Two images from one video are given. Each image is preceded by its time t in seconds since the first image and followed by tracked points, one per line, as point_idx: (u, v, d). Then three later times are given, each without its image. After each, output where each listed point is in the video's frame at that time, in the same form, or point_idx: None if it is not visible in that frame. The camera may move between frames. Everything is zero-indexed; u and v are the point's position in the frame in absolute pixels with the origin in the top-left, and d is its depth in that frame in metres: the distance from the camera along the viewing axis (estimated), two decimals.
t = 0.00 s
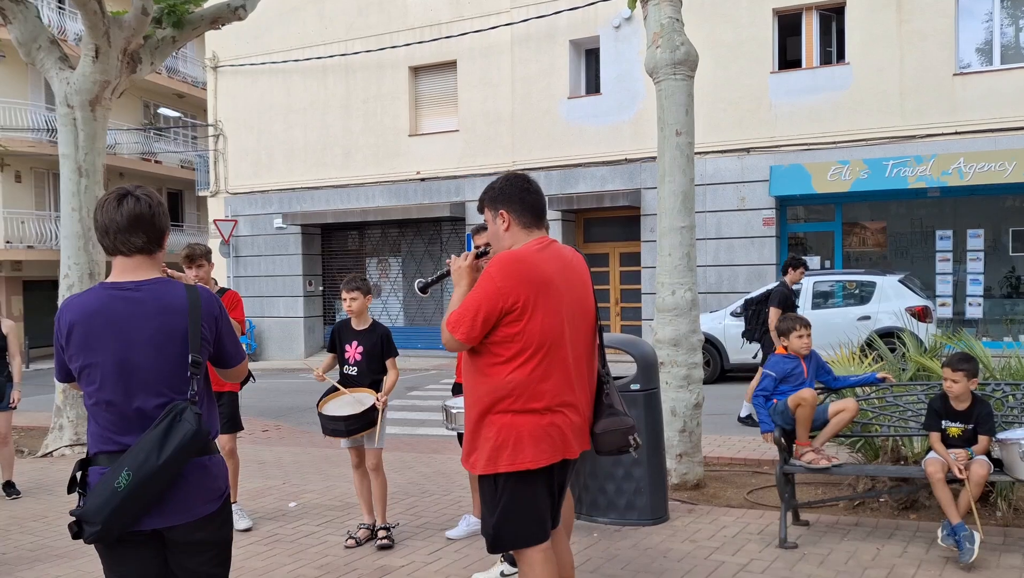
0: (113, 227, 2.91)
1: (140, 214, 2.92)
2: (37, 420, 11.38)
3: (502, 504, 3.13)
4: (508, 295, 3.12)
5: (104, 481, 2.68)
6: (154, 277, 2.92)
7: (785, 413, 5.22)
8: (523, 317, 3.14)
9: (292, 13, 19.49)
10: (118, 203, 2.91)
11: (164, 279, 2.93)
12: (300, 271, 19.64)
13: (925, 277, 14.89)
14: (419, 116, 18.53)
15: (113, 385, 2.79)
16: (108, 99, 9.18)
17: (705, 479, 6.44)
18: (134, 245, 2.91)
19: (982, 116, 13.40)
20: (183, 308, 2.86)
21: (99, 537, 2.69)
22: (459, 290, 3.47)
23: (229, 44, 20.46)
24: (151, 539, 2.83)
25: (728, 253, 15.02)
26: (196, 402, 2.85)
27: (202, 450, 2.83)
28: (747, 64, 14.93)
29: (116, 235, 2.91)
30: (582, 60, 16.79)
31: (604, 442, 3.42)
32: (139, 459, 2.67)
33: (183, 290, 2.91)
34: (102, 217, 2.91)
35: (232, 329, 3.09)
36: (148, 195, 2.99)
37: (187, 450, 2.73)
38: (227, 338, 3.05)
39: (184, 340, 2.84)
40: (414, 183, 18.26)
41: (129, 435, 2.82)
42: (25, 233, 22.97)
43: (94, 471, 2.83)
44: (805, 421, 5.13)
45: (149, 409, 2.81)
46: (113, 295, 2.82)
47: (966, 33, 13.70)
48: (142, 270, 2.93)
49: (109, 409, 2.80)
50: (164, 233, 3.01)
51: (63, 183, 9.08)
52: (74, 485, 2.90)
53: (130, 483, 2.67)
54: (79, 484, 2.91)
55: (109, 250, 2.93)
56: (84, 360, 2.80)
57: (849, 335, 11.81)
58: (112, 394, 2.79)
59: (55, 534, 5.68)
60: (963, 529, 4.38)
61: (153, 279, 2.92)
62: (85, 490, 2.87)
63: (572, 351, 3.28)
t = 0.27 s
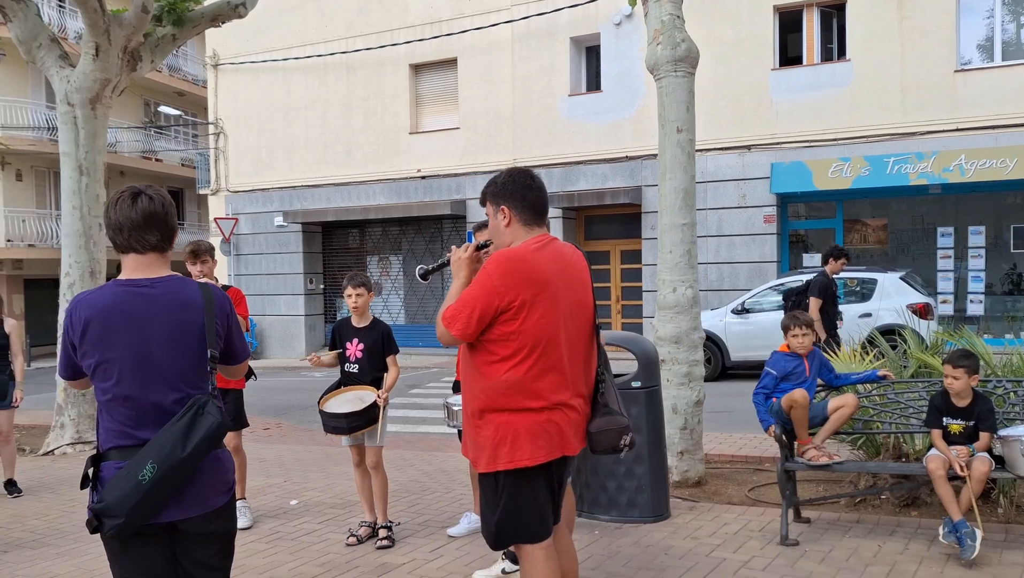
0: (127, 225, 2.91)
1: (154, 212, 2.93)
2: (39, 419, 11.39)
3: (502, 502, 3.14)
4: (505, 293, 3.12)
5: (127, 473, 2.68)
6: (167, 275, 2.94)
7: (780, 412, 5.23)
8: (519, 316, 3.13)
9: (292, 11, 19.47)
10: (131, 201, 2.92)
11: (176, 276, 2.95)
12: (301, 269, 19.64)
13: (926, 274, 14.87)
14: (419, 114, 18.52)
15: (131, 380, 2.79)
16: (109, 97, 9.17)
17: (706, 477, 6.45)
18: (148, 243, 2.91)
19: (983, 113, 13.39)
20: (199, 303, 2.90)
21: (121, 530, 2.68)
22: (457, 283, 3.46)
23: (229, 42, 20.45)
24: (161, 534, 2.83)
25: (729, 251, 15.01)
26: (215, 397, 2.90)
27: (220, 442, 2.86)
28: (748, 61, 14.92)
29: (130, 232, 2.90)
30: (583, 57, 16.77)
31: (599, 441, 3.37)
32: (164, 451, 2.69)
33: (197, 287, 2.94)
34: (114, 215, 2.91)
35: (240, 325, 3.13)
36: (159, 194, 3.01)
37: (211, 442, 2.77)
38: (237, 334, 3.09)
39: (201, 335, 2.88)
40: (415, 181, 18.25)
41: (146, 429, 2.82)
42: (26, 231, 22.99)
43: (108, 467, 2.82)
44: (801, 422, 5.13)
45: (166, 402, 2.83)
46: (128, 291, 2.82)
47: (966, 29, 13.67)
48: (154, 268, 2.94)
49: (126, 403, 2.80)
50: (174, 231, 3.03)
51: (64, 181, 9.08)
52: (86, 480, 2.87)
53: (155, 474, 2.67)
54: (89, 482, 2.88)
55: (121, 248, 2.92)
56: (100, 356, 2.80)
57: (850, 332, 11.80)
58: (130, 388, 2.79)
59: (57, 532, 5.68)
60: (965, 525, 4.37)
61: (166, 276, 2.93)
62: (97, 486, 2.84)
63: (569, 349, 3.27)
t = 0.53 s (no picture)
0: (143, 226, 2.93)
1: (169, 213, 2.97)
2: (40, 418, 11.40)
3: (503, 498, 3.14)
4: (517, 292, 3.12)
5: (152, 466, 2.72)
6: (182, 275, 2.98)
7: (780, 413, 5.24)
8: (531, 315, 3.13)
9: (292, 9, 19.45)
10: (147, 203, 2.96)
11: (191, 277, 3.00)
12: (302, 268, 19.64)
13: (927, 272, 14.87)
14: (420, 112, 18.51)
15: (152, 377, 2.83)
16: (109, 97, 9.18)
17: (707, 475, 6.45)
18: (165, 244, 2.95)
19: (984, 110, 13.38)
20: (215, 303, 2.97)
21: (145, 523, 2.71)
22: (463, 282, 3.45)
23: (229, 41, 20.44)
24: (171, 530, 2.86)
25: (730, 249, 15.01)
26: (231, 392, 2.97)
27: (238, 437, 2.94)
28: (748, 59, 14.91)
29: (147, 233, 2.93)
30: (583, 55, 16.76)
31: (604, 439, 3.39)
32: (188, 444, 2.75)
33: (211, 287, 3.00)
34: (129, 216, 2.93)
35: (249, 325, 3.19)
36: (171, 197, 3.05)
37: (233, 436, 2.84)
38: (248, 334, 3.16)
39: (218, 333, 2.96)
40: (416, 179, 18.24)
41: (165, 424, 2.87)
42: (27, 230, 23.00)
43: (126, 462, 2.84)
44: (801, 422, 5.15)
45: (186, 398, 2.89)
46: (147, 291, 2.86)
47: (967, 26, 13.65)
48: (169, 268, 2.97)
49: (147, 400, 2.84)
50: (186, 232, 3.06)
51: (65, 180, 9.09)
52: (102, 477, 2.88)
53: (181, 467, 2.73)
54: (105, 478, 2.89)
55: (135, 248, 2.94)
56: (120, 354, 2.82)
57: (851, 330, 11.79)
58: (152, 385, 2.84)
59: (59, 531, 5.69)
60: (966, 523, 4.37)
61: (181, 277, 2.98)
62: (115, 481, 2.86)
63: (575, 348, 3.28)
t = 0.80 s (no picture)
0: (155, 227, 2.96)
1: (181, 214, 3.00)
2: (41, 418, 11.41)
3: (515, 496, 3.14)
4: (529, 290, 3.12)
5: (168, 458, 2.77)
6: (194, 274, 3.01)
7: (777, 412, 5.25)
8: (543, 313, 3.14)
9: (292, 9, 19.44)
10: (159, 205, 2.98)
11: (203, 276, 3.03)
12: (302, 267, 19.65)
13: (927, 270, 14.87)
14: (420, 112, 18.51)
15: (167, 373, 2.86)
16: (109, 97, 9.18)
17: (708, 474, 6.45)
18: (176, 244, 2.98)
19: (984, 109, 13.37)
20: (227, 301, 3.01)
21: (162, 514, 2.76)
22: (469, 284, 3.46)
23: (229, 40, 20.44)
24: (180, 523, 2.89)
25: (730, 247, 15.01)
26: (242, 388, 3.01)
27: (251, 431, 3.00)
28: (748, 57, 14.90)
29: (159, 234, 2.96)
30: (583, 54, 16.76)
31: (610, 433, 3.43)
32: (204, 436, 2.80)
33: (223, 286, 3.04)
34: (141, 217, 2.95)
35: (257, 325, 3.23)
36: (182, 198, 3.08)
37: (247, 430, 2.90)
38: (257, 333, 3.19)
39: (231, 330, 2.99)
40: (416, 179, 18.24)
41: (178, 419, 2.90)
42: (28, 231, 23.02)
43: (140, 455, 2.88)
44: (801, 422, 5.15)
45: (200, 394, 2.92)
46: (161, 290, 2.89)
47: (967, 25, 13.63)
48: (181, 268, 3.00)
49: (162, 395, 2.87)
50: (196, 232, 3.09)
51: (65, 181, 9.09)
52: (115, 470, 2.91)
53: (198, 459, 2.78)
54: (117, 472, 2.92)
55: (147, 248, 2.96)
56: (135, 352, 2.85)
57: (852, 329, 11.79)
58: (167, 381, 2.86)
59: (60, 532, 5.70)
60: (966, 523, 4.38)
61: (194, 276, 3.01)
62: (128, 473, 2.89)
63: (584, 346, 3.30)
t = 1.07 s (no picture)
0: (166, 227, 2.99)
1: (191, 215, 3.03)
2: (42, 418, 11.42)
3: (524, 493, 3.14)
4: (538, 290, 3.13)
5: (179, 453, 2.78)
6: (203, 274, 3.03)
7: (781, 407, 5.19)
8: (551, 312, 3.15)
9: (292, 8, 19.44)
10: (170, 206, 3.01)
11: (212, 276, 3.05)
12: (303, 267, 19.66)
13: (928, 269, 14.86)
14: (420, 111, 18.51)
15: (178, 371, 2.87)
16: (109, 97, 9.17)
17: (708, 473, 6.45)
18: (186, 244, 3.00)
19: (985, 107, 13.36)
20: (237, 300, 3.02)
21: (172, 508, 2.77)
22: (471, 283, 3.44)
23: (229, 40, 20.44)
24: (187, 519, 2.90)
25: (731, 246, 15.00)
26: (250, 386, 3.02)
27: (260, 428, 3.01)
28: (749, 56, 14.89)
29: (170, 234, 2.98)
30: (583, 53, 16.76)
31: (614, 429, 3.45)
32: (214, 432, 2.81)
33: (232, 286, 3.06)
34: (152, 218, 2.98)
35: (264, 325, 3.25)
36: (191, 200, 3.11)
37: (256, 426, 2.91)
38: (264, 333, 3.21)
39: (240, 329, 3.01)
40: (417, 178, 18.24)
41: (188, 415, 2.91)
42: (29, 231, 23.03)
43: (150, 450, 2.89)
44: (805, 420, 5.12)
45: (210, 390, 2.93)
46: (172, 288, 2.90)
47: (968, 23, 13.63)
48: (191, 268, 3.02)
49: (172, 393, 2.88)
50: (205, 234, 3.13)
51: (65, 181, 9.09)
52: (125, 466, 2.91)
53: (208, 454, 2.79)
54: (127, 467, 2.93)
55: (157, 249, 2.98)
56: (147, 349, 2.85)
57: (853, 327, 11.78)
58: (179, 378, 2.87)
59: (61, 531, 5.70)
60: (967, 523, 4.38)
61: (204, 276, 3.03)
62: (138, 468, 2.90)
63: (589, 344, 3.31)
